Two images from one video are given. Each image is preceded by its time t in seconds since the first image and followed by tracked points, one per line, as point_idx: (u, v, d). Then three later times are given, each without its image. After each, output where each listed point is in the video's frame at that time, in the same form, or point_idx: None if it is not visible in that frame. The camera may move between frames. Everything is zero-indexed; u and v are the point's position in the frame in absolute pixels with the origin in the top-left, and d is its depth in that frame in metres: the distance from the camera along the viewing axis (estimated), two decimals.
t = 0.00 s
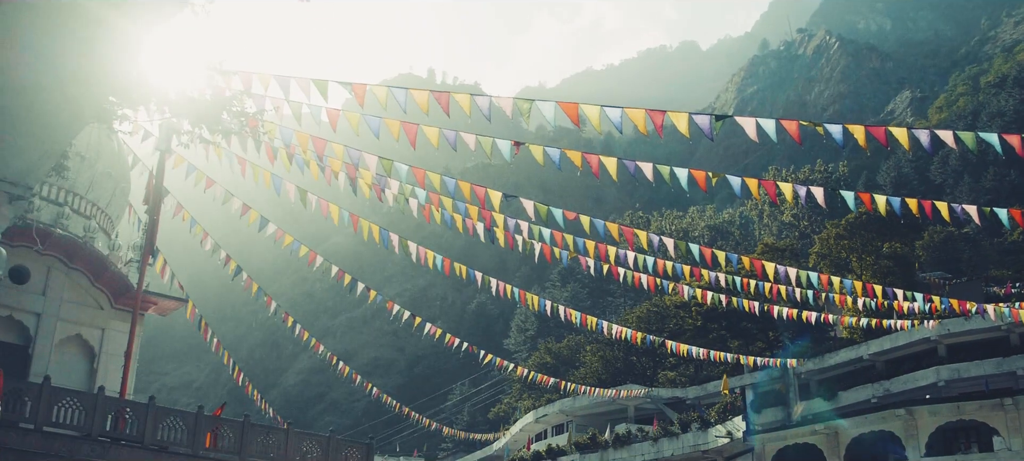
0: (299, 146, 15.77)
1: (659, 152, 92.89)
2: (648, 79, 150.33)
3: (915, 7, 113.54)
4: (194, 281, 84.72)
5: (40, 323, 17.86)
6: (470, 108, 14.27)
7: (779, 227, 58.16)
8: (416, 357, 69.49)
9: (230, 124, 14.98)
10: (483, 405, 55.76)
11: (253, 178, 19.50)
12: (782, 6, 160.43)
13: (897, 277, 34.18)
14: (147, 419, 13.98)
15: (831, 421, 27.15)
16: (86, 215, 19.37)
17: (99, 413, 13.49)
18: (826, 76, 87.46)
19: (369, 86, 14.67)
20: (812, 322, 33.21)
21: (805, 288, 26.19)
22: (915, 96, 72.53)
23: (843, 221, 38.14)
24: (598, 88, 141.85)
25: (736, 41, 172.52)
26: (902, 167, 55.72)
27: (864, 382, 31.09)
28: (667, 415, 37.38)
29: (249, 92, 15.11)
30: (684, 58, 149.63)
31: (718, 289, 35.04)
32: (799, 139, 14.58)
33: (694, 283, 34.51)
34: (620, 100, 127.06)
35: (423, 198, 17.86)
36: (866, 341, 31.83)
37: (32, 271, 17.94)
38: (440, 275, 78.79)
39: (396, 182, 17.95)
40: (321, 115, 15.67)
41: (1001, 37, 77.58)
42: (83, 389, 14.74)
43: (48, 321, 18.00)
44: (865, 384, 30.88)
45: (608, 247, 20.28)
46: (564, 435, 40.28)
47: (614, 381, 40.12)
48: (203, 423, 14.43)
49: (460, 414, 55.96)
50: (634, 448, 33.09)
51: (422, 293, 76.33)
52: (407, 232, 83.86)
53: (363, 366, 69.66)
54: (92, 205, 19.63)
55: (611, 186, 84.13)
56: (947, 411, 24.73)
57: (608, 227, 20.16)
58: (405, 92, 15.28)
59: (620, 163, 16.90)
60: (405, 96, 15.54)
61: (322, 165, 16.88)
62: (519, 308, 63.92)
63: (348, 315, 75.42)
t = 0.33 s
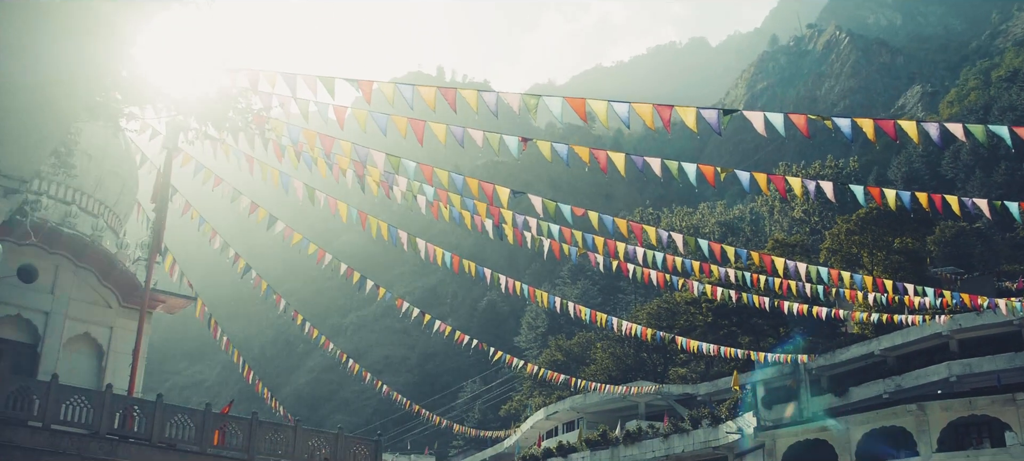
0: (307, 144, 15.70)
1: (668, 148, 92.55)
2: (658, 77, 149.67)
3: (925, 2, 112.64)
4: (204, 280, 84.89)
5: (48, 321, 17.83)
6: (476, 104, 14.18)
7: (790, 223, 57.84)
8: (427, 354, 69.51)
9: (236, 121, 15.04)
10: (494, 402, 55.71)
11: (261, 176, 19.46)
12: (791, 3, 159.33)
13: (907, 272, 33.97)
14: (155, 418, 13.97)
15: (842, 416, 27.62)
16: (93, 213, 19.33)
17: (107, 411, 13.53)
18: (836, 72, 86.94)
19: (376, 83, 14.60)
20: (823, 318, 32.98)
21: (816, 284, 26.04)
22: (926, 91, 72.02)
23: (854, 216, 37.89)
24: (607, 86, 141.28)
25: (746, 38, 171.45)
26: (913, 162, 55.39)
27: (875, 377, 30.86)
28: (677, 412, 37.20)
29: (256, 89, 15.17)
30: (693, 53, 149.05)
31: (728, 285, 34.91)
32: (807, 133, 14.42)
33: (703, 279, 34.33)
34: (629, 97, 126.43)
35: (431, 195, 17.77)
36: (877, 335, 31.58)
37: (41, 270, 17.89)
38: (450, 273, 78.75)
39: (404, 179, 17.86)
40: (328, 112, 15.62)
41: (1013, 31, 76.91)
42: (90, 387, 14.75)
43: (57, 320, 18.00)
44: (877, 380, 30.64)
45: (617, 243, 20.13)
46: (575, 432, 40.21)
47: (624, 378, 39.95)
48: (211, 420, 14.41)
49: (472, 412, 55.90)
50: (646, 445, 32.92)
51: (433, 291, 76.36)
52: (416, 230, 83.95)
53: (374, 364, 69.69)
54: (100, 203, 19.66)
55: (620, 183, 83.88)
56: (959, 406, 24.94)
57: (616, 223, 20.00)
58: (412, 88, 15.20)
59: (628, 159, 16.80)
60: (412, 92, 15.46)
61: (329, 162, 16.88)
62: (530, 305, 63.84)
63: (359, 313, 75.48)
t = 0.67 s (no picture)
0: (316, 140, 15.62)
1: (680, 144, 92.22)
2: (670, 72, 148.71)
3: None
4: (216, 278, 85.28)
5: (59, 319, 17.91)
6: (486, 99, 14.07)
7: (803, 218, 57.50)
8: (440, 351, 69.47)
9: (245, 117, 14.90)
10: (507, 398, 55.65)
11: (271, 173, 19.39)
12: None
13: (922, 266, 33.73)
14: (165, 414, 13.99)
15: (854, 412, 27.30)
16: (104, 211, 19.43)
17: (116, 408, 13.55)
18: (848, 66, 86.37)
19: (384, 78, 14.49)
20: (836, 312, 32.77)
21: (828, 278, 25.81)
22: (939, 84, 71.43)
23: (867, 211, 37.64)
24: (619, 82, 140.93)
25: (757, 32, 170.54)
26: (926, 156, 55.01)
27: (889, 372, 30.63)
28: (690, 408, 37.07)
29: (264, 86, 15.10)
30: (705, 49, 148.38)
31: (740, 280, 34.80)
32: (818, 126, 14.24)
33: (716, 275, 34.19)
34: (641, 91, 125.91)
35: (441, 191, 17.69)
36: (891, 330, 31.32)
37: (52, 267, 17.98)
38: (463, 269, 78.71)
39: (414, 175, 17.77)
40: (337, 108, 15.55)
41: None
42: (100, 384, 14.79)
43: (67, 316, 18.06)
44: (891, 375, 30.37)
45: (628, 239, 19.96)
46: (587, 428, 40.18)
47: (636, 374, 39.84)
48: (220, 416, 14.40)
49: (485, 408, 55.90)
50: (658, 441, 32.83)
51: (445, 288, 76.33)
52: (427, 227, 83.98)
53: (387, 361, 69.70)
54: (110, 201, 19.64)
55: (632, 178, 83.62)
56: (974, 401, 24.62)
57: (627, 217, 19.84)
58: (421, 83, 15.09)
59: (637, 153, 16.64)
60: (421, 87, 15.35)
61: (339, 159, 16.75)
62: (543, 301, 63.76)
63: (372, 310, 75.47)
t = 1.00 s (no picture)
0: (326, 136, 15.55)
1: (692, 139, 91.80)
2: (682, 67, 148.01)
3: None
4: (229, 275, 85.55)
5: (71, 316, 17.94)
6: (495, 93, 14.01)
7: (817, 212, 57.11)
8: (454, 347, 69.41)
9: (254, 113, 14.82)
10: (521, 394, 55.58)
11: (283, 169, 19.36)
12: None
13: (936, 260, 33.52)
14: (176, 410, 14.01)
15: (868, 405, 27.06)
16: (115, 208, 19.61)
17: (128, 404, 13.59)
18: (862, 59, 85.71)
19: (393, 73, 14.42)
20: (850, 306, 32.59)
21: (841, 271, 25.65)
22: (954, 77, 70.78)
23: (881, 204, 37.39)
24: (631, 78, 140.36)
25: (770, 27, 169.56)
26: (941, 149, 54.56)
27: (904, 366, 30.40)
28: (704, 403, 36.92)
29: (273, 81, 15.04)
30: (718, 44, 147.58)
31: (754, 274, 34.68)
32: (830, 118, 14.07)
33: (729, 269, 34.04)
34: (654, 86, 125.33)
35: (452, 187, 17.59)
36: (905, 324, 31.04)
37: (63, 264, 18.06)
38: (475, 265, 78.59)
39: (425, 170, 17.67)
40: (347, 103, 15.50)
41: None
42: (111, 382, 14.81)
43: (78, 313, 18.07)
44: (906, 369, 30.17)
45: (640, 233, 19.78)
46: (601, 423, 40.09)
47: (650, 370, 39.73)
48: (231, 412, 14.42)
49: (499, 404, 55.86)
50: (671, 435, 32.67)
51: (458, 284, 76.26)
52: (439, 222, 84.07)
53: (401, 357, 69.72)
54: (121, 198, 19.81)
55: (645, 173, 83.31)
56: (989, 395, 24.37)
57: (638, 212, 19.66)
58: (430, 78, 15.02)
59: (648, 147, 16.49)
60: (430, 82, 15.27)
61: (350, 155, 16.67)
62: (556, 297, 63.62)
63: (386, 306, 75.46)
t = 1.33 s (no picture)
0: (333, 131, 15.44)
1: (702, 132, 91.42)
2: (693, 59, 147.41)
3: None
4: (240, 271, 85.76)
5: (79, 311, 17.97)
6: (502, 86, 13.92)
7: (828, 205, 56.77)
8: (465, 342, 69.37)
9: (260, 108, 14.73)
10: (533, 389, 55.56)
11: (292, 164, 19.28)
12: None
13: (948, 252, 33.25)
14: (185, 405, 14.01)
15: (879, 398, 26.82)
16: (123, 204, 19.61)
17: (136, 399, 13.60)
18: (873, 51, 85.09)
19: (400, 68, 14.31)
20: (862, 299, 32.40)
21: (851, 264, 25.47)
22: (966, 68, 70.16)
23: (892, 197, 37.15)
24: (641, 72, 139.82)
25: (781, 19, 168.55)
26: (953, 141, 54.07)
27: (915, 359, 30.19)
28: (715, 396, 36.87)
29: (280, 76, 14.96)
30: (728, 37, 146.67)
31: (764, 268, 34.51)
32: (840, 110, 13.94)
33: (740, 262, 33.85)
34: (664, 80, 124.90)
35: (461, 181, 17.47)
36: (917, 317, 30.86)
37: (71, 260, 18.12)
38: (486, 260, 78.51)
39: (434, 165, 17.54)
40: (354, 98, 15.39)
41: None
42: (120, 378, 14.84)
43: (87, 309, 18.09)
44: (918, 361, 29.98)
45: (649, 226, 19.61)
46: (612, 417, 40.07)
47: (661, 363, 39.61)
48: (239, 407, 14.40)
49: (511, 399, 55.88)
50: (682, 429, 32.69)
51: (469, 279, 76.18)
52: (448, 217, 84.15)
53: (413, 352, 69.75)
54: (130, 193, 19.82)
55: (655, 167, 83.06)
56: (1001, 387, 24.14)
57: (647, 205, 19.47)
58: (437, 72, 14.90)
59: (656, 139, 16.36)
60: (437, 76, 15.16)
61: (358, 150, 16.58)
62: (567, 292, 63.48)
63: (397, 301, 75.43)
